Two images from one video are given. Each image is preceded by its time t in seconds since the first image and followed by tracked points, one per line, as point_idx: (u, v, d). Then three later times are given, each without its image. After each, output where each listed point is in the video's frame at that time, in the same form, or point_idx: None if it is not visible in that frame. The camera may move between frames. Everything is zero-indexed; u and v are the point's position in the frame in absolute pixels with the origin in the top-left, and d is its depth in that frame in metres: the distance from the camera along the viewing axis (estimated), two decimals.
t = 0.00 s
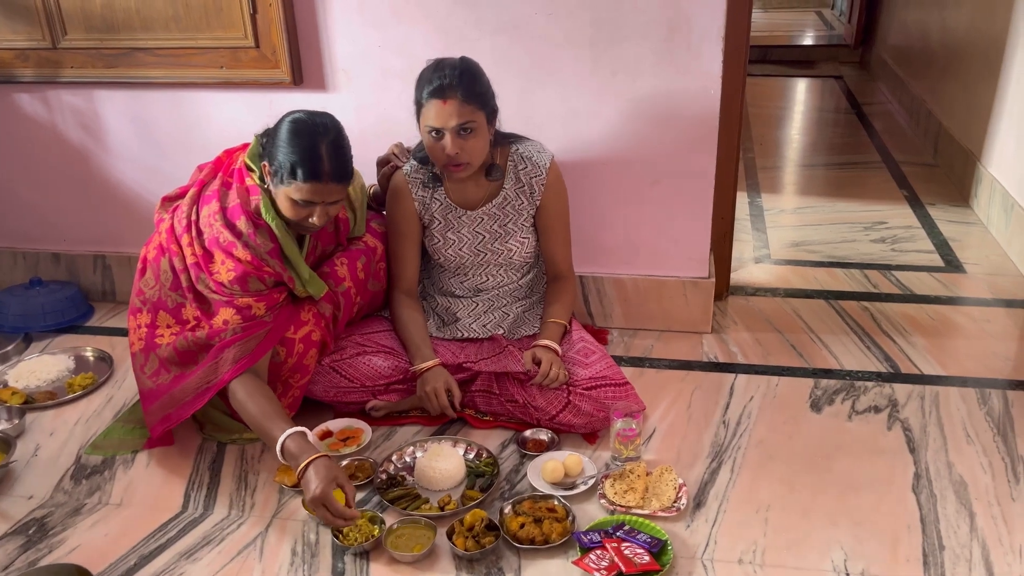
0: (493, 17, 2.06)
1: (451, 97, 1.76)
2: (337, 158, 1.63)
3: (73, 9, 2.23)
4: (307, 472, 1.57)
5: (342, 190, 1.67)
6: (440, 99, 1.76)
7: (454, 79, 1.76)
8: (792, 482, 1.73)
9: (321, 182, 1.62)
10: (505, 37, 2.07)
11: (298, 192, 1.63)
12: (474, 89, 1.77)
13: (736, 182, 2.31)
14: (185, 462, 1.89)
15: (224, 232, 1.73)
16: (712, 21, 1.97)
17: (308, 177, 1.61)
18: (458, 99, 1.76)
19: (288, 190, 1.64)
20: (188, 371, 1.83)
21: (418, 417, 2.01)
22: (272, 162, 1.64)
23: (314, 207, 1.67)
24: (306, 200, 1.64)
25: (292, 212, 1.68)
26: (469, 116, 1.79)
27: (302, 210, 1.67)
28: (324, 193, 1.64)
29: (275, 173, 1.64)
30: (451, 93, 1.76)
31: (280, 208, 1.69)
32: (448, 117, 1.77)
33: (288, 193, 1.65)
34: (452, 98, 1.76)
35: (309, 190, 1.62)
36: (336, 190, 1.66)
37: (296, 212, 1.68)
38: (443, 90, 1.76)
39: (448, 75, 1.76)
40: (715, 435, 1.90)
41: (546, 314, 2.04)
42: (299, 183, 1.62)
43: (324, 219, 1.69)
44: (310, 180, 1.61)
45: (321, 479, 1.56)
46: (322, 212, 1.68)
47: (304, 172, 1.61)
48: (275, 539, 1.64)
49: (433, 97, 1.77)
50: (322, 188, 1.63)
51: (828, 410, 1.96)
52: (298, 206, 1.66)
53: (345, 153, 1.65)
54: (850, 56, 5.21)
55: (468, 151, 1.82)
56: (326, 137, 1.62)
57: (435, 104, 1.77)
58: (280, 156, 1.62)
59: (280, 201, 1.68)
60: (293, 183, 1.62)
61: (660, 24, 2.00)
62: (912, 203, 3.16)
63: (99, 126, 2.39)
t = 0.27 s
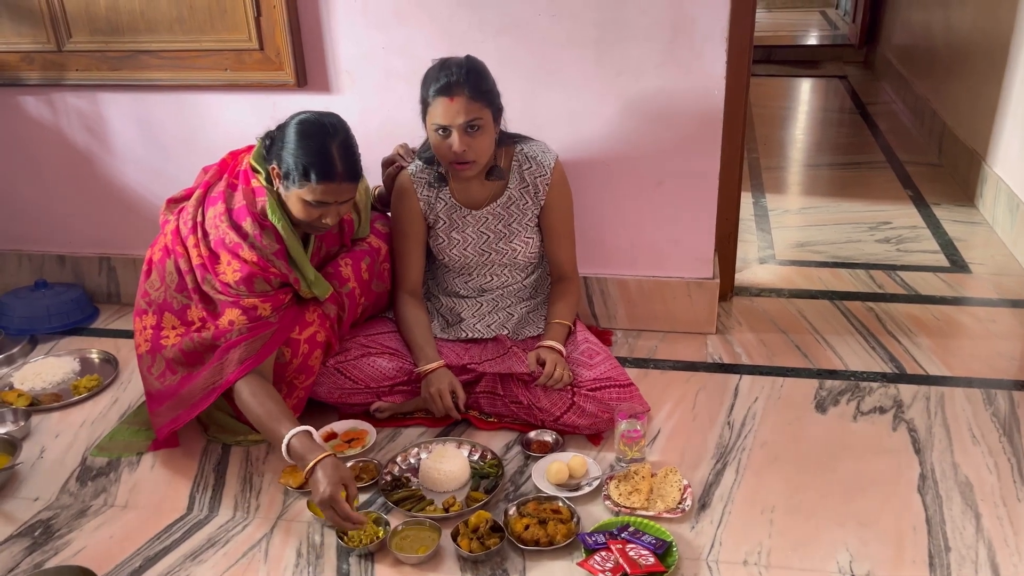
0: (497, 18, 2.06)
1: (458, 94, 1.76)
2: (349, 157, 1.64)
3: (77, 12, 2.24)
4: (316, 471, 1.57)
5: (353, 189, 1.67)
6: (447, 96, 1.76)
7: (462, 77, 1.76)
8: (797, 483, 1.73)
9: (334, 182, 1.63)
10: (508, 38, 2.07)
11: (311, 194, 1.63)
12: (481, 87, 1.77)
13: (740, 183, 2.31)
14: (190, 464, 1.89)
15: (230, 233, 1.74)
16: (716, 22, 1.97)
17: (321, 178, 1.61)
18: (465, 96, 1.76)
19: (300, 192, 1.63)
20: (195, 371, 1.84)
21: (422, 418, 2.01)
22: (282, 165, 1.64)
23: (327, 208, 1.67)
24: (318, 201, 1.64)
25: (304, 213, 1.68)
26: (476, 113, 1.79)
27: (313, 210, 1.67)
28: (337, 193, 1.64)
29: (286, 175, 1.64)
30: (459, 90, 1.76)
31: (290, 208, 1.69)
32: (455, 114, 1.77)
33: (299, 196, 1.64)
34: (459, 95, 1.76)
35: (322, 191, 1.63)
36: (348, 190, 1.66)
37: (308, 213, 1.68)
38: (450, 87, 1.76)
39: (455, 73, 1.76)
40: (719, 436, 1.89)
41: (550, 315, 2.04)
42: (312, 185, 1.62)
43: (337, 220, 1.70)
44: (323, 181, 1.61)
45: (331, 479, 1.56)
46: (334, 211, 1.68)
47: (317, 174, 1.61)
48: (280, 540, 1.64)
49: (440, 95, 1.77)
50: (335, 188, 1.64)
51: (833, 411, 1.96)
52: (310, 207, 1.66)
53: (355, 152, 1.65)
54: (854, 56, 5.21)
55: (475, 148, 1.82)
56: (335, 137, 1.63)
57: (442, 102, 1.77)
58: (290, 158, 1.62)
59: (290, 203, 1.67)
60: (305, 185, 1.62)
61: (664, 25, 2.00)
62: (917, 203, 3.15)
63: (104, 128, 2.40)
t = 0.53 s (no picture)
0: (501, 19, 2.05)
1: (462, 93, 1.76)
2: (354, 155, 1.63)
3: (82, 14, 2.24)
4: (326, 481, 1.57)
5: (359, 188, 1.67)
6: (451, 95, 1.76)
7: (465, 75, 1.76)
8: (802, 484, 1.73)
9: (340, 181, 1.62)
10: (512, 38, 2.07)
11: (317, 193, 1.63)
12: (485, 85, 1.77)
13: (744, 183, 2.31)
14: (196, 465, 1.89)
15: (236, 234, 1.74)
16: (720, 22, 1.97)
17: (327, 177, 1.61)
18: (469, 94, 1.76)
19: (307, 191, 1.63)
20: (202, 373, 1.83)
21: (427, 419, 2.01)
22: (288, 165, 1.64)
23: (334, 206, 1.66)
24: (325, 200, 1.64)
25: (310, 213, 1.68)
26: (481, 111, 1.79)
27: (320, 209, 1.67)
28: (344, 191, 1.64)
29: (292, 175, 1.64)
30: (463, 88, 1.76)
31: (297, 209, 1.69)
32: (459, 113, 1.77)
33: (306, 195, 1.64)
34: (463, 93, 1.76)
35: (329, 190, 1.62)
36: (355, 189, 1.66)
37: (314, 213, 1.68)
38: (454, 86, 1.76)
39: (458, 72, 1.76)
40: (725, 437, 1.89)
41: (555, 316, 2.04)
42: (319, 184, 1.62)
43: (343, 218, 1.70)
44: (330, 179, 1.61)
45: (343, 486, 1.56)
46: (340, 211, 1.68)
47: (323, 173, 1.60)
48: (284, 541, 1.64)
49: (444, 93, 1.77)
50: (342, 187, 1.63)
51: (838, 411, 1.96)
52: (317, 207, 1.66)
53: (360, 151, 1.65)
54: (859, 55, 5.19)
55: (480, 146, 1.82)
56: (341, 136, 1.63)
57: (446, 100, 1.77)
58: (296, 158, 1.62)
59: (296, 203, 1.67)
60: (311, 184, 1.62)
61: (668, 25, 1.99)
62: (923, 203, 3.14)
63: (109, 130, 2.40)
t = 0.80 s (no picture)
0: (503, 19, 2.05)
1: (459, 93, 1.76)
2: (350, 157, 1.63)
3: (85, 15, 2.25)
4: (330, 479, 1.58)
5: (356, 190, 1.66)
6: (448, 95, 1.76)
7: (463, 76, 1.76)
8: (806, 484, 1.72)
9: (335, 181, 1.62)
10: (515, 38, 2.07)
11: (311, 192, 1.63)
12: (483, 85, 1.76)
13: (748, 183, 2.30)
14: (199, 466, 1.89)
15: (240, 234, 1.74)
16: (723, 21, 1.96)
17: (321, 176, 1.61)
18: (466, 95, 1.76)
19: (302, 189, 1.64)
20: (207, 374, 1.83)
21: (430, 419, 2.01)
22: (286, 163, 1.65)
23: (328, 207, 1.66)
24: (320, 200, 1.64)
25: (306, 213, 1.68)
26: (478, 113, 1.78)
27: (315, 209, 1.67)
28: (339, 192, 1.64)
29: (289, 173, 1.65)
30: (460, 89, 1.75)
31: (295, 209, 1.70)
32: (456, 114, 1.77)
33: (302, 194, 1.65)
34: (460, 94, 1.76)
35: (323, 190, 1.62)
36: (350, 190, 1.66)
37: (310, 213, 1.68)
38: (451, 87, 1.76)
39: (456, 72, 1.76)
40: (728, 437, 1.88)
41: (558, 316, 2.04)
42: (313, 183, 1.62)
43: (337, 219, 1.69)
44: (324, 179, 1.61)
45: (347, 482, 1.57)
46: (336, 212, 1.67)
47: (318, 172, 1.60)
48: (287, 542, 1.64)
49: (441, 94, 1.77)
50: (336, 188, 1.63)
51: (842, 411, 1.95)
52: (312, 206, 1.66)
53: (358, 153, 1.65)
54: (864, 54, 5.18)
55: (477, 147, 1.82)
56: (339, 137, 1.63)
57: (444, 100, 1.77)
58: (293, 156, 1.63)
59: (293, 201, 1.68)
60: (306, 183, 1.62)
61: (670, 24, 1.99)
62: (927, 202, 3.13)
63: (112, 131, 2.41)
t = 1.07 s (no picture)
0: (502, 18, 2.05)
1: (454, 94, 1.75)
2: (343, 156, 1.63)
3: (84, 15, 2.25)
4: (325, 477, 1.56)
5: (349, 190, 1.66)
6: (443, 96, 1.76)
7: (458, 77, 1.75)
8: (805, 484, 1.72)
9: (327, 180, 1.62)
10: (514, 38, 2.06)
11: (304, 190, 1.63)
12: (478, 86, 1.76)
13: (748, 182, 2.30)
14: (198, 466, 1.89)
15: (236, 233, 1.74)
16: (723, 20, 1.96)
17: (314, 174, 1.61)
18: (461, 96, 1.76)
19: (295, 187, 1.64)
20: (205, 374, 1.83)
21: (429, 419, 2.00)
22: (282, 161, 1.65)
23: (321, 206, 1.66)
24: (312, 198, 1.64)
25: (300, 212, 1.68)
26: (472, 115, 1.78)
27: (308, 208, 1.67)
28: (331, 191, 1.64)
29: (284, 171, 1.65)
30: (455, 90, 1.75)
31: (290, 209, 1.70)
32: (450, 116, 1.77)
33: (295, 192, 1.65)
34: (455, 95, 1.75)
35: (316, 188, 1.62)
36: (343, 190, 1.65)
37: (304, 212, 1.68)
38: (446, 88, 1.76)
39: (451, 73, 1.76)
40: (727, 437, 1.88)
41: (557, 316, 2.03)
42: (306, 181, 1.62)
43: (331, 219, 1.68)
44: (316, 177, 1.61)
45: (342, 481, 1.55)
46: (329, 212, 1.67)
47: (310, 170, 1.61)
48: (286, 542, 1.64)
49: (436, 95, 1.76)
50: (328, 186, 1.63)
51: (842, 411, 1.95)
52: (305, 205, 1.66)
53: (353, 153, 1.65)
54: (864, 54, 5.18)
55: (472, 149, 1.81)
56: (334, 136, 1.63)
57: (439, 101, 1.77)
58: (288, 154, 1.63)
59: (288, 200, 1.68)
60: (299, 180, 1.63)
61: (670, 24, 1.99)
62: (927, 202, 3.13)
63: (112, 130, 2.40)
